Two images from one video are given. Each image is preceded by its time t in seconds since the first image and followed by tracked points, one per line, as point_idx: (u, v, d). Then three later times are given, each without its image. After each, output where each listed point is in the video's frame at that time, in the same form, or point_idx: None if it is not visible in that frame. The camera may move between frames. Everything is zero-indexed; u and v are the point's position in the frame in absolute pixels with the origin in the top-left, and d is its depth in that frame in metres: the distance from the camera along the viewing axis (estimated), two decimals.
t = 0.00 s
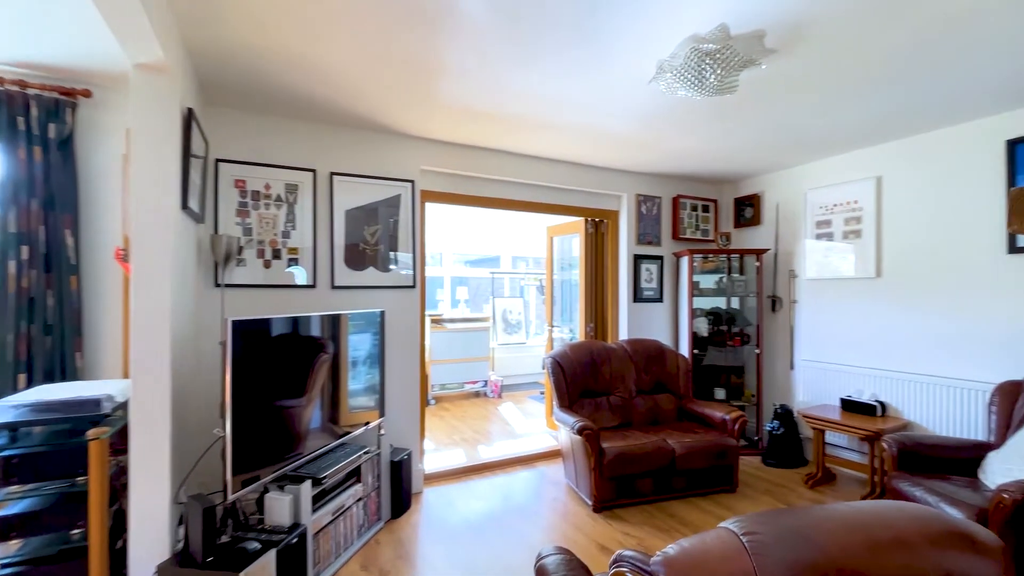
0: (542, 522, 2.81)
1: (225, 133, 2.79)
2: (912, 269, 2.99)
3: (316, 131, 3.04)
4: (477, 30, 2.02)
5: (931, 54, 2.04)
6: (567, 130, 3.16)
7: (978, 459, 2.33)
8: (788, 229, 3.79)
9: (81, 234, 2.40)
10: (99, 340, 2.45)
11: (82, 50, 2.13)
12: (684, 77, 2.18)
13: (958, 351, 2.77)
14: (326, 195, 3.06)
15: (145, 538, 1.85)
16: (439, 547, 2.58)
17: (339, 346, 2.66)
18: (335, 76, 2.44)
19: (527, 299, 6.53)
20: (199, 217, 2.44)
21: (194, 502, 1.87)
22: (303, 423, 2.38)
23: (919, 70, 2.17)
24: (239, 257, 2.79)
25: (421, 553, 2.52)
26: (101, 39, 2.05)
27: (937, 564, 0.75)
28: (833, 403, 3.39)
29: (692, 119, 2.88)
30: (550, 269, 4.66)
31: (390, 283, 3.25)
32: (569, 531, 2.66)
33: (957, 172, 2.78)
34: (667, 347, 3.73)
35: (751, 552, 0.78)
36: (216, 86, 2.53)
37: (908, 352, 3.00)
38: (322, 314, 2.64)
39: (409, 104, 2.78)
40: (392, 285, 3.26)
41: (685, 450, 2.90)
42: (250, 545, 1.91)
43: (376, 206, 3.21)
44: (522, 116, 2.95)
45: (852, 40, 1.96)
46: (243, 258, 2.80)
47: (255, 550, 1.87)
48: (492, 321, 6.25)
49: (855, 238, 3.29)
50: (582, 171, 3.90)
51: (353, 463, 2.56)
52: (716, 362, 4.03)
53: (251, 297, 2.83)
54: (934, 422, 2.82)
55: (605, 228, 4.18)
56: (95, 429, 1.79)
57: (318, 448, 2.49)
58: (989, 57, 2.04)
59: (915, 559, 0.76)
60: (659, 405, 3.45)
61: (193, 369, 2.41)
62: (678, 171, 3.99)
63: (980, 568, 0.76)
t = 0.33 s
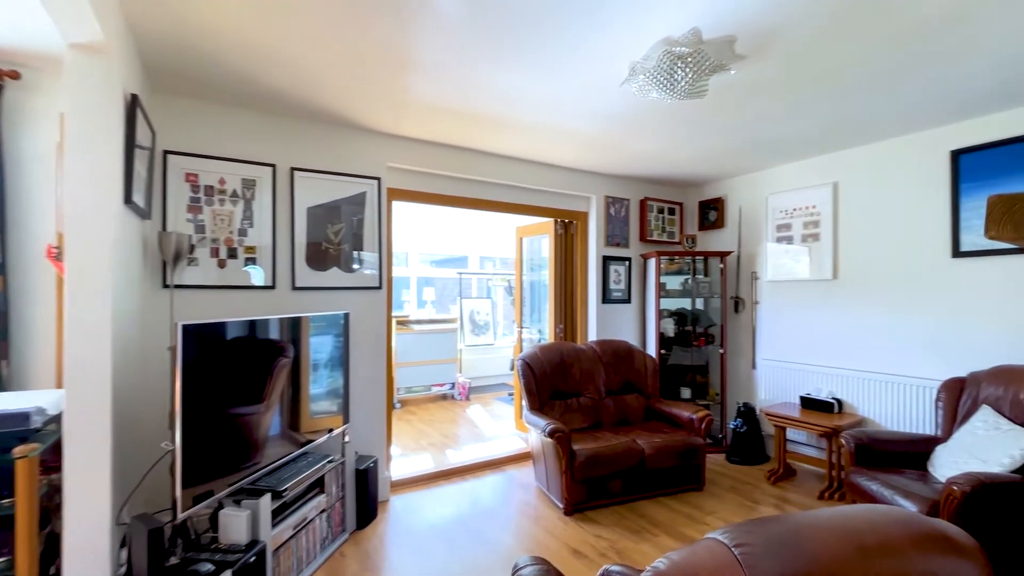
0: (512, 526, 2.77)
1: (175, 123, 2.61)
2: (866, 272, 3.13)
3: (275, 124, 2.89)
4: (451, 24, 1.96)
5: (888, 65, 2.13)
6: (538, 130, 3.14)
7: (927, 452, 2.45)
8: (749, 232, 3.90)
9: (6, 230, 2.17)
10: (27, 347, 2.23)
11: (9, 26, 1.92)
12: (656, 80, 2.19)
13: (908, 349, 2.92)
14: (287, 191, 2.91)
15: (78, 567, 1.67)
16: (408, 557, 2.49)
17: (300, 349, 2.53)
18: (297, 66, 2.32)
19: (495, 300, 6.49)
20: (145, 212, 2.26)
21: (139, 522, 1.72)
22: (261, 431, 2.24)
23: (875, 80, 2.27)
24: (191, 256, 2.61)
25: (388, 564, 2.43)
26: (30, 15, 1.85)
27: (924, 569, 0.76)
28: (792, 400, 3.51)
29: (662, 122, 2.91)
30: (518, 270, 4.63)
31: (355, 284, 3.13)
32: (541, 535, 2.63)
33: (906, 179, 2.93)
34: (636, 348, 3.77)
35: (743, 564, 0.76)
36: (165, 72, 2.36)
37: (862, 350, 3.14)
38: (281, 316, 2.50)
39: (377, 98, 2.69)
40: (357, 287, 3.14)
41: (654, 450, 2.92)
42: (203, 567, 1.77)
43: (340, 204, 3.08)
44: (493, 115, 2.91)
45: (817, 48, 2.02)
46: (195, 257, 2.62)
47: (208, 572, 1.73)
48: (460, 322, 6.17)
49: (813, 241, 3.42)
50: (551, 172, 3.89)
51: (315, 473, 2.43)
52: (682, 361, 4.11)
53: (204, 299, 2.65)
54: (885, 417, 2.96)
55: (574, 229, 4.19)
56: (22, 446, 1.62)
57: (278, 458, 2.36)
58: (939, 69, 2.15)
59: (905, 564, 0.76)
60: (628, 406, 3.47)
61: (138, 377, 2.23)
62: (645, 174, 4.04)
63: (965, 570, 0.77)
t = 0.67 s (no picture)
0: (488, 530, 2.72)
1: (130, 112, 2.44)
2: (830, 273, 3.25)
3: (239, 116, 2.75)
4: (430, 17, 1.90)
5: (854, 74, 2.21)
6: (515, 128, 3.11)
7: (889, 447, 2.56)
8: (719, 234, 3.99)
9: None
10: None
11: None
12: (635, 82, 2.20)
13: (869, 348, 3.05)
14: (251, 187, 2.77)
15: None
16: (382, 565, 2.41)
17: (266, 352, 2.41)
18: (266, 56, 2.21)
19: (467, 300, 6.41)
20: (96, 207, 2.10)
21: (89, 544, 1.59)
22: (223, 439, 2.12)
23: (843, 88, 2.34)
24: (147, 255, 2.45)
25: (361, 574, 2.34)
26: None
27: (920, 570, 0.75)
28: (760, 398, 3.61)
29: (638, 123, 2.93)
30: (493, 270, 4.58)
31: (325, 284, 3.02)
32: (519, 539, 2.60)
33: (868, 185, 3.05)
34: (610, 348, 3.79)
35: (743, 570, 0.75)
36: (118, 57, 2.20)
37: (826, 349, 3.26)
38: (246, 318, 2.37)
39: (350, 92, 2.60)
40: (328, 287, 3.03)
41: (629, 450, 2.94)
42: None
43: (309, 201, 2.96)
44: (470, 112, 2.86)
45: (790, 55, 2.07)
46: (151, 255, 2.46)
47: None
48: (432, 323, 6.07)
49: (780, 244, 3.52)
50: (526, 171, 3.87)
51: (284, 482, 2.31)
52: (654, 361, 4.16)
53: (161, 300, 2.49)
54: (848, 414, 3.08)
55: (549, 230, 4.18)
56: None
57: (243, 468, 2.24)
58: (900, 80, 2.25)
59: (899, 565, 0.76)
60: (603, 406, 3.49)
61: (86, 385, 2.07)
62: (618, 175, 4.08)
63: (957, 571, 0.78)
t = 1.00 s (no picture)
0: (467, 537, 2.68)
1: (82, 103, 2.28)
2: (799, 277, 3.35)
3: (204, 109, 2.61)
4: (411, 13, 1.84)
5: (827, 83, 2.27)
6: (495, 129, 3.08)
7: (856, 445, 2.65)
8: (693, 237, 4.05)
9: None
10: None
11: None
12: (617, 85, 2.20)
13: (836, 349, 3.15)
14: (218, 185, 2.64)
15: None
16: None
17: (232, 358, 2.29)
18: (234, 47, 2.10)
19: (442, 302, 6.33)
20: (43, 205, 1.95)
21: (37, 572, 1.47)
22: (185, 450, 1.99)
23: (817, 95, 2.40)
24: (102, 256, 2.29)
25: None
26: None
27: None
28: (733, 398, 3.69)
29: (617, 126, 2.94)
30: (468, 272, 4.52)
31: (296, 287, 2.90)
32: (498, 545, 2.57)
33: (836, 192, 3.16)
34: (587, 351, 3.80)
35: None
36: (70, 43, 2.05)
37: (796, 350, 3.36)
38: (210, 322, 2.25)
39: (324, 88, 2.51)
40: (299, 290, 2.92)
41: (608, 453, 2.95)
42: None
43: (279, 201, 2.84)
44: (449, 111, 2.81)
45: (768, 62, 2.10)
46: (106, 257, 2.30)
47: None
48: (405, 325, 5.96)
49: (752, 247, 3.61)
50: (503, 172, 3.84)
51: (253, 496, 2.21)
52: (630, 362, 4.20)
53: (117, 305, 2.34)
54: (817, 413, 3.18)
55: (527, 232, 4.16)
56: None
57: (208, 482, 2.12)
58: (869, 90, 2.33)
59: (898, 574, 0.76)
60: (581, 410, 3.49)
61: (32, 398, 1.92)
62: (595, 178, 4.10)
63: None
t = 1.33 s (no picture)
0: (445, 545, 2.63)
1: (31, 93, 2.12)
2: (770, 280, 3.44)
3: (167, 102, 2.47)
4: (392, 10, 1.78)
5: (801, 91, 2.33)
6: (475, 129, 3.03)
7: (826, 443, 2.73)
8: (669, 240, 4.11)
9: None
10: None
11: None
12: (600, 89, 2.19)
13: (806, 350, 3.25)
14: (182, 183, 2.50)
15: None
16: None
17: (196, 363, 2.17)
18: (200, 39, 1.99)
19: (416, 303, 6.23)
20: None
21: None
22: (146, 462, 1.87)
23: (792, 103, 2.46)
24: (54, 258, 2.13)
25: None
26: None
27: None
28: (707, 398, 3.76)
29: (597, 129, 2.95)
30: (445, 273, 4.45)
31: (268, 290, 2.79)
32: (478, 553, 2.53)
33: (806, 198, 3.26)
34: (565, 353, 3.80)
35: None
36: (18, 28, 1.89)
37: (767, 351, 3.45)
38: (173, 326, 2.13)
39: (297, 84, 2.41)
40: (271, 293, 2.80)
41: (587, 456, 2.95)
42: None
43: (249, 200, 2.72)
44: (428, 111, 2.75)
45: (747, 70, 2.14)
46: (58, 258, 2.14)
47: None
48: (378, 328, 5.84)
49: (726, 250, 3.69)
50: (481, 173, 3.80)
51: (223, 511, 2.11)
52: (606, 363, 4.23)
53: (71, 309, 2.18)
54: (788, 412, 3.28)
55: (505, 234, 4.13)
56: None
57: (172, 497, 2.01)
58: (841, 100, 2.40)
59: None
60: (560, 413, 3.48)
61: None
62: (573, 180, 4.10)
63: None
